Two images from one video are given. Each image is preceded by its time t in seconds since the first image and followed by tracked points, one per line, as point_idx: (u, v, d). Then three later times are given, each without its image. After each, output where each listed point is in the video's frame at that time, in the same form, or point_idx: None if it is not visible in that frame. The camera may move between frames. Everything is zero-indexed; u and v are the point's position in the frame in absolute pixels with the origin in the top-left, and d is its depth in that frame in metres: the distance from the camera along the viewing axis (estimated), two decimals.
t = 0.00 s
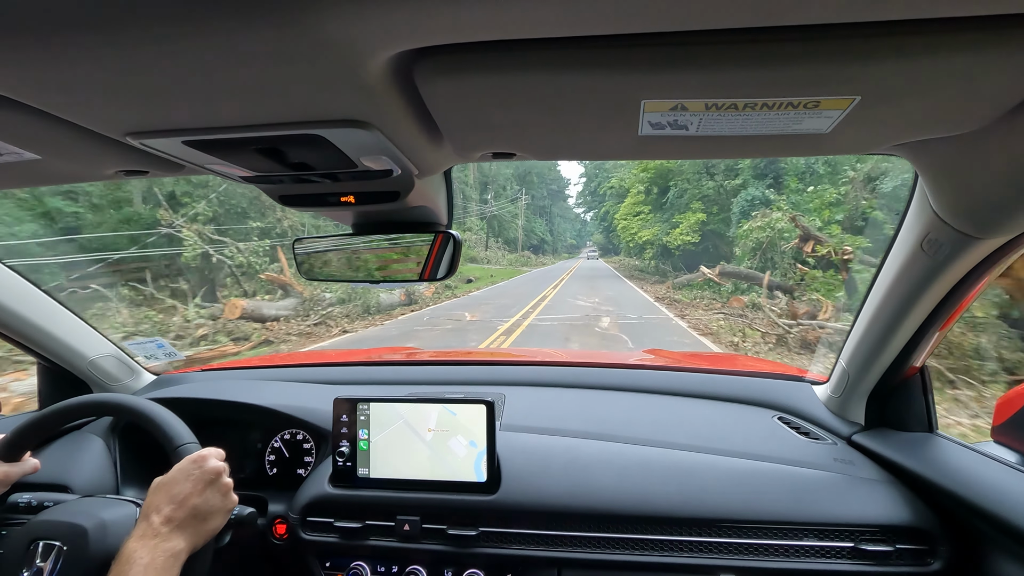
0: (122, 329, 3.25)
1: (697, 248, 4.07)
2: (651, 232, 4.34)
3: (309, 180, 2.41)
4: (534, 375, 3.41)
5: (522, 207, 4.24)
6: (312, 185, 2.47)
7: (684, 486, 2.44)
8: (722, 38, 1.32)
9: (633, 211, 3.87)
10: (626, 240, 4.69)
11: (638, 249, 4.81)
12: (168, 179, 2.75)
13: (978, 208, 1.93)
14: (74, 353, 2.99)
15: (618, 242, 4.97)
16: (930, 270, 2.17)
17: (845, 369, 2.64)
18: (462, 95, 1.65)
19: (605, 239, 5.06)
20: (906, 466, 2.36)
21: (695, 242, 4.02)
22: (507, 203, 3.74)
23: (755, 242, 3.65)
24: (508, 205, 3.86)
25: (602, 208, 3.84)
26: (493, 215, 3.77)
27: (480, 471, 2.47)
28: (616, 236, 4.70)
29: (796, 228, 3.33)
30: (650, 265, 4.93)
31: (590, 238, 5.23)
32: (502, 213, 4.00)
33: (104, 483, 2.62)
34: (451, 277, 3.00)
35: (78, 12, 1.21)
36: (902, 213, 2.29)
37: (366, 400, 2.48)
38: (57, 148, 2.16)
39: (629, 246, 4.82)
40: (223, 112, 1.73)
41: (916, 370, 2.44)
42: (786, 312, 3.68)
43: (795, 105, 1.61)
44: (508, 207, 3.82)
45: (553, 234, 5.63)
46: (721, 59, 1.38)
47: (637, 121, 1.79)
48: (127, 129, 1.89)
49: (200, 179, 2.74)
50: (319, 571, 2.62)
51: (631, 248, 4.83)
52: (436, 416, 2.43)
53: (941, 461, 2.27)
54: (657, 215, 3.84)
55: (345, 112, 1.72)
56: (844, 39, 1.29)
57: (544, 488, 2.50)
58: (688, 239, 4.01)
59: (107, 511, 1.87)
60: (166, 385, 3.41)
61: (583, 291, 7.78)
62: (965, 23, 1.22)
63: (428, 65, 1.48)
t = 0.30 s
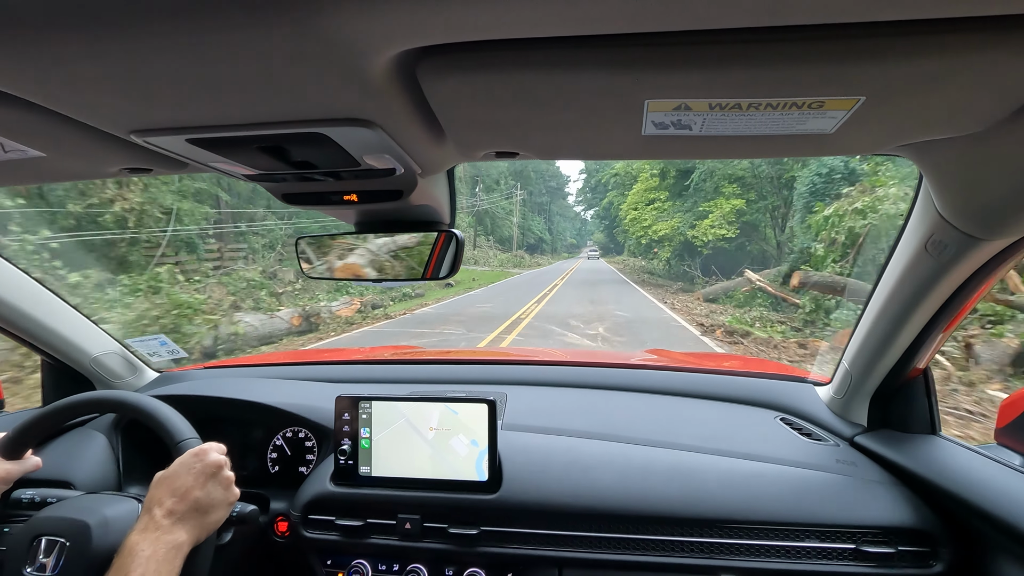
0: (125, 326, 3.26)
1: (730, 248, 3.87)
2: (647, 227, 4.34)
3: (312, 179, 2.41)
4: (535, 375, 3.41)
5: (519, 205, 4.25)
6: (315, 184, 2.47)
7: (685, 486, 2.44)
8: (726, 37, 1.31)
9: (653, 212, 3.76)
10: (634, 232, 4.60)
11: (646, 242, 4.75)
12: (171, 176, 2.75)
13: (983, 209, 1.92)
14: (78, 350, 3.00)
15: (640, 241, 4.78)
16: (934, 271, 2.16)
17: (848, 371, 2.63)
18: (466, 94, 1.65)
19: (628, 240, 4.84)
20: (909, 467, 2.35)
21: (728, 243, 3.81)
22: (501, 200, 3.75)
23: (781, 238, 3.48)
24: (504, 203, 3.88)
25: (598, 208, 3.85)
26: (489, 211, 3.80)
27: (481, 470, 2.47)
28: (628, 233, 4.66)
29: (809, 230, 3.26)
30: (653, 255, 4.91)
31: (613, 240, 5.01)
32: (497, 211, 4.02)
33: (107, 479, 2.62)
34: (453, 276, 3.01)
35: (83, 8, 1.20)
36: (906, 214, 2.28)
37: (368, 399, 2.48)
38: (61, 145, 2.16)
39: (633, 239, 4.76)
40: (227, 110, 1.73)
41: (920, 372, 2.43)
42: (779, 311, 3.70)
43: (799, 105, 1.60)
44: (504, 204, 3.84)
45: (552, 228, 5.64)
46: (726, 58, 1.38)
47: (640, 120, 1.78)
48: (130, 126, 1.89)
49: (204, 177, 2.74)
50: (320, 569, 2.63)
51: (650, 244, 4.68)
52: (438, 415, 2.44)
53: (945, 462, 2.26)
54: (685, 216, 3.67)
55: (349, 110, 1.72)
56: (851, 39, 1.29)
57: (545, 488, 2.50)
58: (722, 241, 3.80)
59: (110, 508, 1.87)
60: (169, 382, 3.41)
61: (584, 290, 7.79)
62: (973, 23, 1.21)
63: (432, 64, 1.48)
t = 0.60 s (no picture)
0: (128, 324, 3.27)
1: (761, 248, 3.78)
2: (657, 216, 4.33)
3: (314, 177, 2.41)
4: (536, 373, 3.41)
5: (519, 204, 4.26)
6: (317, 182, 2.48)
7: (687, 485, 2.44)
8: (728, 35, 1.31)
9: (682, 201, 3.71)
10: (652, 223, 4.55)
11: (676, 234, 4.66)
12: (174, 174, 2.76)
13: (986, 207, 1.91)
14: (80, 347, 3.01)
15: (670, 235, 4.70)
16: (937, 269, 2.16)
17: (851, 370, 2.62)
18: (469, 92, 1.65)
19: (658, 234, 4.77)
20: (911, 466, 2.35)
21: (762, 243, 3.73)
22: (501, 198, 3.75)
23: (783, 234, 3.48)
24: (505, 202, 3.90)
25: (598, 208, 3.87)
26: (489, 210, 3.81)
27: (482, 468, 2.47)
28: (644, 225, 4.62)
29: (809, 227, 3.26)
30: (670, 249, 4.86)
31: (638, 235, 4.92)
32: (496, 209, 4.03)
33: (110, 476, 2.63)
34: (455, 275, 3.01)
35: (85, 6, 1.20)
36: (909, 213, 2.28)
37: (370, 397, 2.47)
38: (65, 143, 2.17)
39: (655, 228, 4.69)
40: (229, 108, 1.73)
41: (922, 371, 2.42)
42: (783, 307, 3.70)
43: (802, 104, 1.60)
44: (505, 202, 3.85)
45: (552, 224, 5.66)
46: (729, 56, 1.37)
47: (643, 119, 1.78)
48: (133, 124, 1.89)
49: (207, 175, 2.75)
50: (322, 567, 2.63)
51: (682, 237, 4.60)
52: (439, 413, 2.44)
53: (948, 461, 2.25)
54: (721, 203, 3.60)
55: (351, 108, 1.72)
56: (855, 37, 1.28)
57: (546, 486, 2.51)
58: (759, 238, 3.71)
59: (112, 504, 1.88)
60: (172, 380, 3.42)
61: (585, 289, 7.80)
62: (976, 20, 1.21)
63: (434, 62, 1.48)
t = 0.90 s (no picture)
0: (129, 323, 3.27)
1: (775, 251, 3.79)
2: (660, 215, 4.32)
3: (315, 176, 2.41)
4: (537, 372, 3.42)
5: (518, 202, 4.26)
6: (318, 181, 2.48)
7: (688, 483, 2.44)
8: (728, 33, 1.31)
9: (691, 201, 3.71)
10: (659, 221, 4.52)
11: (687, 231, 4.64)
12: (175, 174, 2.76)
13: (988, 205, 1.91)
14: (81, 346, 3.01)
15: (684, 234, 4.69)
16: (939, 267, 2.15)
17: (852, 367, 2.62)
18: (469, 91, 1.65)
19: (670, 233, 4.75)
20: (912, 463, 2.34)
21: (776, 248, 3.73)
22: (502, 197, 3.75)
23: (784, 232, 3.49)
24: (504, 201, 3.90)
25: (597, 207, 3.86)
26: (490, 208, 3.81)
27: (484, 466, 2.47)
28: (647, 222, 4.60)
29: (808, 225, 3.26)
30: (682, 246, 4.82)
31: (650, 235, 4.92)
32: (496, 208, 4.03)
33: (112, 476, 2.64)
34: (456, 273, 3.01)
35: (85, 6, 1.20)
36: (910, 210, 2.27)
37: (371, 396, 2.47)
38: (65, 143, 2.17)
39: (665, 227, 4.67)
40: (230, 107, 1.73)
41: (923, 369, 2.41)
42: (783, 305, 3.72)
43: (803, 102, 1.60)
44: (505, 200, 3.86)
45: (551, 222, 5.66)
46: (729, 54, 1.37)
47: (643, 118, 1.78)
48: (134, 123, 1.89)
49: (208, 175, 2.75)
50: (324, 566, 2.64)
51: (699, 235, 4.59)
52: (441, 412, 2.43)
53: (949, 459, 2.25)
54: (732, 204, 3.60)
55: (352, 107, 1.72)
56: (855, 35, 1.28)
57: (547, 484, 2.51)
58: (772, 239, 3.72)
59: (113, 502, 1.89)
60: (173, 379, 3.43)
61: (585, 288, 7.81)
62: (978, 18, 1.20)
63: (434, 60, 1.48)
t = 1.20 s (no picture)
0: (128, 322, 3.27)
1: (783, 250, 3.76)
2: (663, 213, 4.27)
3: (315, 175, 2.41)
4: (537, 371, 3.42)
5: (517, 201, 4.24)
6: (317, 180, 2.48)
7: (688, 481, 2.44)
8: (730, 31, 1.30)
9: (692, 200, 3.70)
10: (662, 220, 4.49)
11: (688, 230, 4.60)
12: (175, 172, 2.75)
13: (988, 204, 1.91)
14: (80, 345, 3.00)
15: (693, 238, 4.61)
16: (939, 265, 2.15)
17: (852, 366, 2.62)
18: (469, 89, 1.64)
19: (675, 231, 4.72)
20: (911, 462, 2.35)
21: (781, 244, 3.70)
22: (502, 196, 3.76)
23: (784, 232, 3.49)
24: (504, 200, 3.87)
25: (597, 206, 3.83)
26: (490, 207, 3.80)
27: (484, 465, 2.48)
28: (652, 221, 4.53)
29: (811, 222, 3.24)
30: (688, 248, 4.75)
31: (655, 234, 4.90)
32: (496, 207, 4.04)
33: (112, 474, 2.63)
34: (456, 272, 3.00)
35: (84, 4, 1.20)
36: (909, 209, 2.27)
37: (371, 395, 2.47)
38: (64, 142, 2.17)
39: (664, 227, 4.68)
40: (230, 105, 1.72)
41: (923, 368, 2.42)
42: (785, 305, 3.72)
43: (803, 101, 1.59)
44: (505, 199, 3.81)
45: (550, 222, 5.66)
46: (729, 52, 1.37)
47: (643, 116, 1.78)
48: (134, 122, 1.89)
49: (207, 173, 2.74)
50: (324, 564, 2.64)
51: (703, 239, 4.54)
52: (441, 410, 2.43)
53: (949, 458, 2.26)
54: (739, 202, 3.56)
55: (351, 105, 1.71)
56: (856, 33, 1.27)
57: (547, 483, 2.51)
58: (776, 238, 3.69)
59: (113, 500, 1.89)
60: (173, 378, 3.43)
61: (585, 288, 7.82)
62: (980, 16, 1.20)
63: (434, 59, 1.47)
